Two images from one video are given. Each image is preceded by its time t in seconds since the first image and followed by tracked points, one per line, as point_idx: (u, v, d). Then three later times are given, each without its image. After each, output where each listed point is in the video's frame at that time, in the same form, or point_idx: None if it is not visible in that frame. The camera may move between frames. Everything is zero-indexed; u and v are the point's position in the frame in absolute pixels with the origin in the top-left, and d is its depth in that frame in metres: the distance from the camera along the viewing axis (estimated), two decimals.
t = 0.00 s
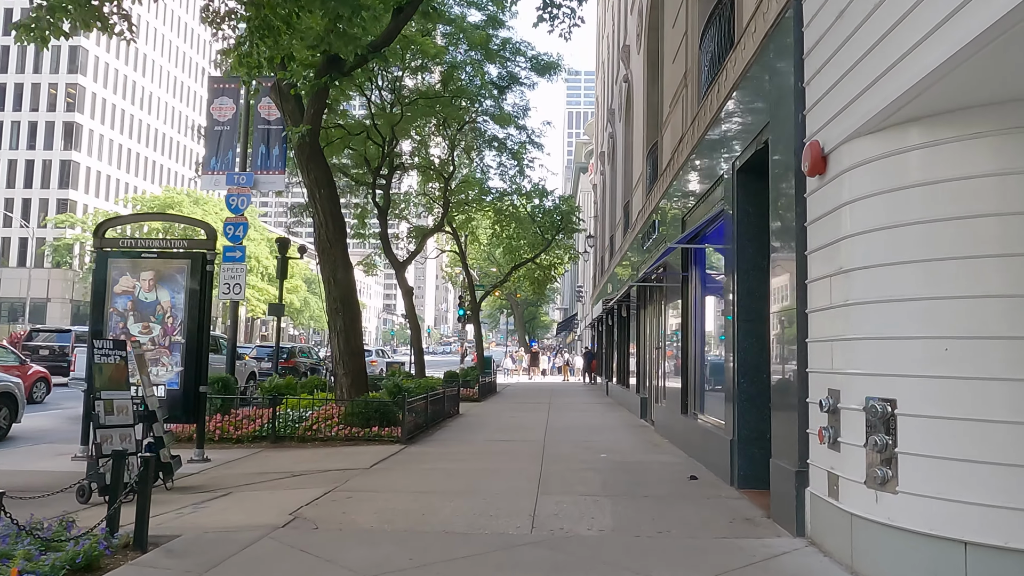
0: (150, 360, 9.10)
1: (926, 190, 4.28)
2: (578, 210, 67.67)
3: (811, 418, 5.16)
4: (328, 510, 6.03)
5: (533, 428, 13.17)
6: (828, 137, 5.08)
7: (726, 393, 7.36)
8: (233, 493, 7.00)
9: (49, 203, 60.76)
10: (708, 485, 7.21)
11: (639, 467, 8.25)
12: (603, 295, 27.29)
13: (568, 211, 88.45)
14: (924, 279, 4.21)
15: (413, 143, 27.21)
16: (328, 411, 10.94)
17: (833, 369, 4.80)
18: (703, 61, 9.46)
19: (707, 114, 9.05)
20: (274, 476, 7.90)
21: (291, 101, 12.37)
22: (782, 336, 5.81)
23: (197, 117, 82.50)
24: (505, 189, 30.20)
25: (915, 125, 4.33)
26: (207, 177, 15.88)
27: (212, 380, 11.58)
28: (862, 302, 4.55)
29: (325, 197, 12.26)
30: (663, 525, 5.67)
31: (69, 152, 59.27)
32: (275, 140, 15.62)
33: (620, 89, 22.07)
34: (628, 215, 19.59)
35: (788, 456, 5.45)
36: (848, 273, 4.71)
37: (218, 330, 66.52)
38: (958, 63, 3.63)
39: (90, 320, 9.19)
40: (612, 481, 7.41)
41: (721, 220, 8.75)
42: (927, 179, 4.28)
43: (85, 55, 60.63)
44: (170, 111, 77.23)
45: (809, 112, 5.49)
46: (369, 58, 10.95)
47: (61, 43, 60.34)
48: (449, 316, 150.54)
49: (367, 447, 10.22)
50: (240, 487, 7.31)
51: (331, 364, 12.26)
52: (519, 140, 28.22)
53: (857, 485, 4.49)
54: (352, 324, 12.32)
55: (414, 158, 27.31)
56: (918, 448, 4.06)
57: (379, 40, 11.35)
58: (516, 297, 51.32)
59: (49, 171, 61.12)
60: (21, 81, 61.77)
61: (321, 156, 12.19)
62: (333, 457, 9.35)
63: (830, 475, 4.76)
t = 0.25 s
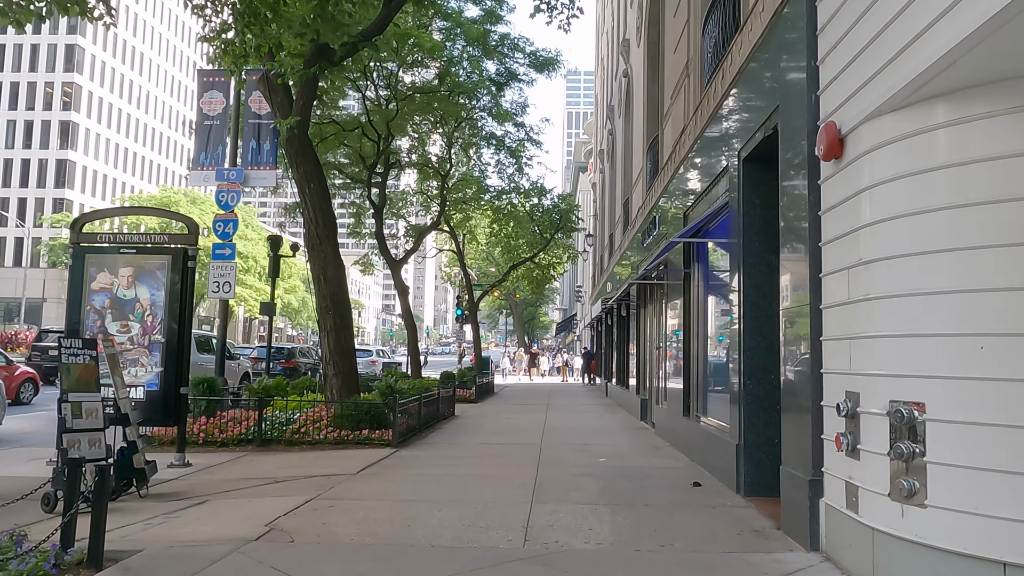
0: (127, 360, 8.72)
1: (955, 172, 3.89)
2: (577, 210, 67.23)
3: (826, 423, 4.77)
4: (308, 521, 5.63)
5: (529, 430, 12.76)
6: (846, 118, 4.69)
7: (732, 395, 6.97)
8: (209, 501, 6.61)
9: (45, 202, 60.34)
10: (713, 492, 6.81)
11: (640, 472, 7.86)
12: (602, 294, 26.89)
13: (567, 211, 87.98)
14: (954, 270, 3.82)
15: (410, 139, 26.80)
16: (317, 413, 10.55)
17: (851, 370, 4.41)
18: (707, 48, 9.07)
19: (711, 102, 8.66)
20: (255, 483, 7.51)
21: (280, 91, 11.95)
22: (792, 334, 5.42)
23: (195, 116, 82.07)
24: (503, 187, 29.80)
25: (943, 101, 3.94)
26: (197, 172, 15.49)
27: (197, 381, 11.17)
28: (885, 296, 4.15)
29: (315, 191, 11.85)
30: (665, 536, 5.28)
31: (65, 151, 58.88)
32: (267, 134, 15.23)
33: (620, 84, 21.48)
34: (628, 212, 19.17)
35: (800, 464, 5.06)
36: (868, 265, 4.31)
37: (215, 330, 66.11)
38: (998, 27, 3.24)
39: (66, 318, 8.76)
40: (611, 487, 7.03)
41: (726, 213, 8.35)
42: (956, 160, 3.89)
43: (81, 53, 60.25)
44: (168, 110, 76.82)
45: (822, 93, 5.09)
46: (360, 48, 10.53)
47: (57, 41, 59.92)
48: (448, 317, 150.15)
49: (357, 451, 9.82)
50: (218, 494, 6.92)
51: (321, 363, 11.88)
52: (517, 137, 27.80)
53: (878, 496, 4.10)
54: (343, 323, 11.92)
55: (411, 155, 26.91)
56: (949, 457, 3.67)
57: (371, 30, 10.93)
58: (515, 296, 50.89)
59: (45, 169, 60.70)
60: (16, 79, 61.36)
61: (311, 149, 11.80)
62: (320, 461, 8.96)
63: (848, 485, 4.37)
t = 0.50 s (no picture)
0: (107, 361, 8.37)
1: (996, 155, 3.50)
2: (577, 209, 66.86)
3: (848, 432, 4.38)
4: (288, 535, 5.26)
5: (528, 433, 12.37)
6: (872, 100, 4.27)
7: (741, 400, 6.58)
8: (187, 513, 6.23)
9: (42, 201, 59.95)
10: (720, 503, 6.42)
11: (643, 480, 7.48)
12: (603, 293, 26.51)
13: (567, 210, 87.57)
14: (996, 265, 3.42)
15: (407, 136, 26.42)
16: (307, 416, 10.15)
17: (878, 375, 4.01)
18: (714, 36, 8.69)
19: (717, 92, 8.28)
20: (237, 491, 7.12)
21: (270, 82, 11.49)
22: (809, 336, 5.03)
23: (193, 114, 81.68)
24: (503, 185, 29.39)
25: (983, 78, 3.55)
26: (187, 168, 15.11)
27: (183, 383, 10.79)
28: (918, 294, 3.74)
29: (307, 186, 11.46)
30: (672, 554, 4.90)
31: (62, 150, 58.51)
32: (259, 129, 14.86)
33: (620, 79, 21.48)
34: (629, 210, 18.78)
35: (818, 477, 4.67)
36: (898, 260, 3.90)
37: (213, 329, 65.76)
38: None
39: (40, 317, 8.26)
40: (612, 497, 6.64)
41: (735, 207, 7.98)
42: (998, 142, 3.49)
43: (78, 51, 59.83)
44: (166, 108, 76.42)
45: (843, 75, 4.67)
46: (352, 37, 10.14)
47: (54, 38, 59.51)
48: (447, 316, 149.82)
49: (348, 456, 9.43)
50: (197, 505, 6.54)
51: (313, 364, 11.50)
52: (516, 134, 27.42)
53: (910, 515, 3.70)
54: (335, 323, 11.53)
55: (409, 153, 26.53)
56: (993, 474, 3.28)
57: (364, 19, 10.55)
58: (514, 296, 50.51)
59: (42, 168, 60.32)
60: (13, 77, 60.96)
61: (303, 143, 11.41)
62: (308, 467, 8.58)
63: (875, 502, 3.98)
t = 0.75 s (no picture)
0: (81, 360, 7.92)
1: None
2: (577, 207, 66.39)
3: (881, 440, 3.93)
4: (262, 551, 4.81)
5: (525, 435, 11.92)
6: (910, 68, 3.81)
7: (754, 402, 6.13)
8: (157, 523, 5.77)
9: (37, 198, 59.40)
10: (732, 513, 5.98)
11: (647, 487, 7.03)
12: (603, 291, 26.05)
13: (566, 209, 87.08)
14: None
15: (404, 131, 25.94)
16: (295, 418, 9.70)
17: (919, 377, 3.56)
18: (722, 17, 8.22)
19: (726, 76, 7.82)
20: (214, 499, 6.67)
21: (257, 70, 11.06)
22: (834, 333, 4.57)
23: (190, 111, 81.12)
24: (501, 181, 28.92)
25: None
26: (175, 161, 14.63)
27: (165, 383, 10.35)
28: (966, 285, 3.29)
29: (296, 178, 11.00)
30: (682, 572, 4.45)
31: (57, 147, 57.96)
32: (249, 120, 14.39)
33: (620, 74, 21.17)
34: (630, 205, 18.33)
35: (846, 489, 4.22)
36: (944, 247, 3.45)
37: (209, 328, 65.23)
38: None
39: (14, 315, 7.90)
40: (615, 506, 6.19)
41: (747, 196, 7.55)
42: None
43: (74, 47, 59.27)
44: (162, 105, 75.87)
45: (874, 43, 4.21)
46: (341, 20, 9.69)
47: (49, 35, 58.96)
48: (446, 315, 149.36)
49: (336, 460, 8.98)
50: (169, 514, 6.08)
51: (302, 364, 11.04)
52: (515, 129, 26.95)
53: (958, 536, 3.25)
54: (326, 320, 11.07)
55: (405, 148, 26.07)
56: None
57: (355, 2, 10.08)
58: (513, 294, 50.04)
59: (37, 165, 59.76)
60: (8, 74, 60.40)
61: (292, 133, 10.96)
62: (294, 472, 8.12)
63: (915, 519, 3.53)
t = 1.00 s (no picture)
0: (55, 357, 7.52)
1: None
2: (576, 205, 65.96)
3: (912, 445, 3.57)
4: (234, 563, 4.45)
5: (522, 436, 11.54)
6: (946, 31, 3.41)
7: (763, 402, 5.77)
8: (126, 531, 5.41)
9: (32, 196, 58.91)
10: (740, 520, 5.62)
11: (649, 491, 6.68)
12: (602, 289, 25.68)
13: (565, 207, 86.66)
14: None
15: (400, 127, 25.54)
16: (283, 418, 9.34)
17: (957, 374, 3.20)
18: None
19: (732, 59, 7.45)
20: (190, 505, 6.29)
21: (245, 58, 10.68)
22: (852, 327, 4.21)
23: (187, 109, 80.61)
24: (499, 177, 28.53)
25: None
26: (163, 154, 14.24)
27: (148, 381, 9.99)
28: (1013, 272, 2.91)
29: (285, 169, 10.62)
30: None
31: (53, 144, 57.48)
32: (238, 112, 14.00)
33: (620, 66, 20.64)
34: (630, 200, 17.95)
35: (870, 497, 3.87)
36: (988, 228, 3.06)
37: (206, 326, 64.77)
38: None
39: None
40: (616, 512, 5.84)
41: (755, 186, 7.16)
42: None
43: (70, 44, 58.83)
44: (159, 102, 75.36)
45: (902, 8, 3.82)
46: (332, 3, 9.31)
47: (45, 31, 58.47)
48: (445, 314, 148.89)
49: (324, 462, 8.61)
50: (139, 521, 5.71)
51: (291, 361, 10.67)
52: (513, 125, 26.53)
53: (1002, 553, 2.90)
54: (316, 317, 10.70)
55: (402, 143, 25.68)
56: None
57: None
58: (511, 293, 49.63)
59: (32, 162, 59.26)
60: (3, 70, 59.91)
61: (281, 122, 10.58)
62: (278, 475, 7.74)
63: (953, 533, 3.17)
